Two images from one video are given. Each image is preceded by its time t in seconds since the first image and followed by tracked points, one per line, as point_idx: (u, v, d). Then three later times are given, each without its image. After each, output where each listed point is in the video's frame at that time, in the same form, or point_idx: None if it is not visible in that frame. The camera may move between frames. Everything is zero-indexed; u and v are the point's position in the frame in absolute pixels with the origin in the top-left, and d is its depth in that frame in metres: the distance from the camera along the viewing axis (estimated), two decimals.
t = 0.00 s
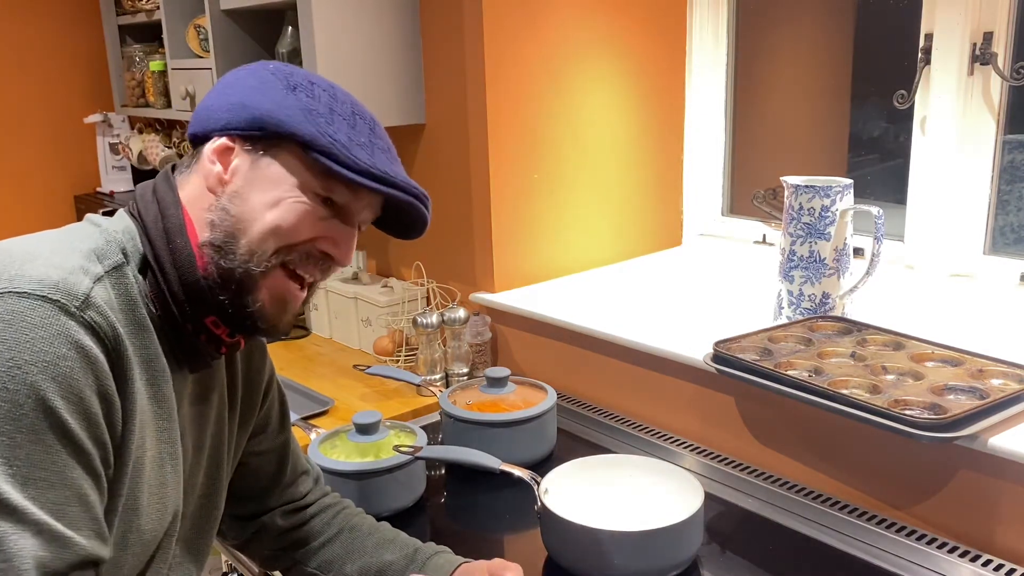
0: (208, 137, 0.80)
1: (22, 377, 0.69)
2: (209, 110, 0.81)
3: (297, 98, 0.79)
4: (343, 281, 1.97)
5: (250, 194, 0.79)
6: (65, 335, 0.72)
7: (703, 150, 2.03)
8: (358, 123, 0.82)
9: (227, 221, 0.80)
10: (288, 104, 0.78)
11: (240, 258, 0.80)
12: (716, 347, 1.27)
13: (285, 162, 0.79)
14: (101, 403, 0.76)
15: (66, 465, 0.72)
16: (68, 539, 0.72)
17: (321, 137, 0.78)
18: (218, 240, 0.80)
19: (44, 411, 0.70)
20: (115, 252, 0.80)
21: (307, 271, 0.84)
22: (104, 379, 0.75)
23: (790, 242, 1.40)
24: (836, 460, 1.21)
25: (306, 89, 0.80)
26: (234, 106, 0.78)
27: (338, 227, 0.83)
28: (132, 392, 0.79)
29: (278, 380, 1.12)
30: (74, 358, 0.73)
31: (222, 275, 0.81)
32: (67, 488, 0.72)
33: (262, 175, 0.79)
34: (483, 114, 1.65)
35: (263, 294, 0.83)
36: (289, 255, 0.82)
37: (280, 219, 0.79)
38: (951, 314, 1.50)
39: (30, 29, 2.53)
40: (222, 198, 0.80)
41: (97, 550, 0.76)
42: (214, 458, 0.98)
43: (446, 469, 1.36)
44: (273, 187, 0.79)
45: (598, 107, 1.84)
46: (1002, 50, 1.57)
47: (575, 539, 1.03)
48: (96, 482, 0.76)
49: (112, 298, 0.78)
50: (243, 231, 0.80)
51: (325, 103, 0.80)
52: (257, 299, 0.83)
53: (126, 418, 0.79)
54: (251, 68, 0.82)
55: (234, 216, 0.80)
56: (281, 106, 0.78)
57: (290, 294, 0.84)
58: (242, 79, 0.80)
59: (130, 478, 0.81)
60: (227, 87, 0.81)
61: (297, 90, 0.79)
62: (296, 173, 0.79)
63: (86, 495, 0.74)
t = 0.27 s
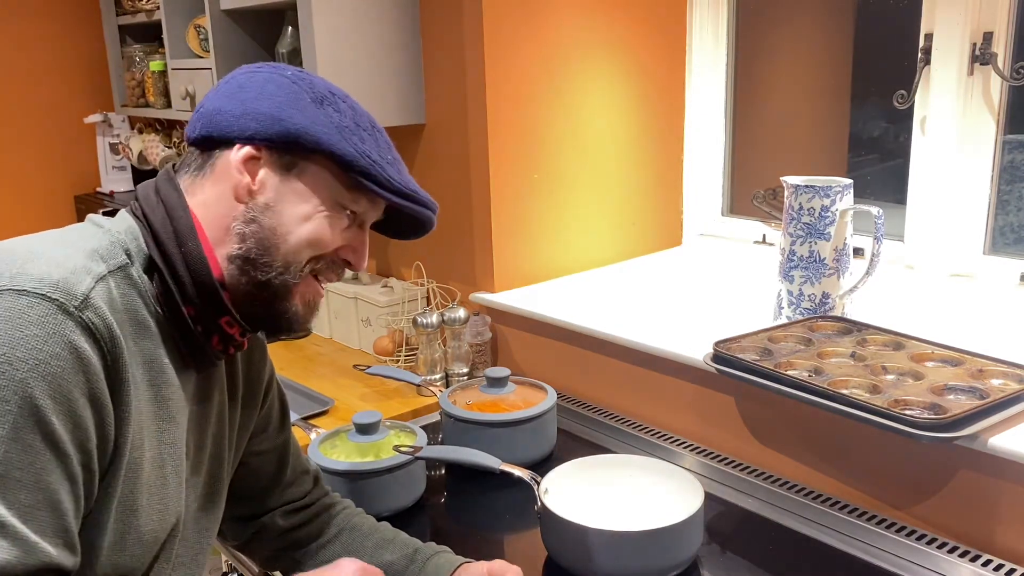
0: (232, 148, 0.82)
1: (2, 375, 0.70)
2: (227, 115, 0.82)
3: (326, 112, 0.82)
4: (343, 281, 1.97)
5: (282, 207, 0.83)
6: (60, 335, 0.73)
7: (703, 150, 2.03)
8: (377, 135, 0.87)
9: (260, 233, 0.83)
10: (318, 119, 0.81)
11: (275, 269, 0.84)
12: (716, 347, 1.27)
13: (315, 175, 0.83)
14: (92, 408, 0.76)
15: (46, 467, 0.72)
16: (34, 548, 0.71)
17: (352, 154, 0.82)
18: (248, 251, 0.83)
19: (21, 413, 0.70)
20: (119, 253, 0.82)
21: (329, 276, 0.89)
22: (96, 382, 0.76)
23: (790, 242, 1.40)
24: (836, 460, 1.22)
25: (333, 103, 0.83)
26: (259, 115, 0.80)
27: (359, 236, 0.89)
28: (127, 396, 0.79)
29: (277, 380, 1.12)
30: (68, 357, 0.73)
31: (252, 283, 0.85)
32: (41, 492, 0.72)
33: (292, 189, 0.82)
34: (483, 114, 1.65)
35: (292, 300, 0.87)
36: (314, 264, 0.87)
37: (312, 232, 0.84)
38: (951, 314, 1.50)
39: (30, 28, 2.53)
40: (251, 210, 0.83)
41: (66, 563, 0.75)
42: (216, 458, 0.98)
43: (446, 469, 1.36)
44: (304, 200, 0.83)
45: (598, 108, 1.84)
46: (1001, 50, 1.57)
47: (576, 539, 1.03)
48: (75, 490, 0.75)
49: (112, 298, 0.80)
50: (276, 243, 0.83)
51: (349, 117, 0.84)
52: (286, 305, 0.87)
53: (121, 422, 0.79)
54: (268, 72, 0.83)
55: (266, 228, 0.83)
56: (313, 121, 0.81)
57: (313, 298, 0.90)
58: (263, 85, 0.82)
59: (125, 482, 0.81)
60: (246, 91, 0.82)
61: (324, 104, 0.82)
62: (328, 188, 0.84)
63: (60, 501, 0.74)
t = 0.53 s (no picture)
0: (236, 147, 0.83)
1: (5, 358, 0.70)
2: (230, 113, 0.82)
3: (330, 111, 0.84)
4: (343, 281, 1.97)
5: (289, 204, 0.84)
6: (62, 318, 0.74)
7: (703, 150, 2.03)
8: (376, 133, 0.89)
9: (268, 230, 0.84)
10: (323, 118, 0.83)
11: (283, 264, 0.86)
12: (716, 347, 1.27)
13: (320, 173, 0.85)
14: (95, 393, 0.76)
15: (50, 450, 0.72)
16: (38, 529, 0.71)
17: (357, 152, 0.84)
18: (256, 247, 0.84)
19: (24, 396, 0.70)
20: (118, 246, 0.82)
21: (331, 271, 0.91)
22: (98, 367, 0.76)
23: (790, 242, 1.40)
24: (835, 460, 1.22)
25: (335, 102, 0.85)
26: (264, 114, 0.81)
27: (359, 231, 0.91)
28: (128, 384, 0.79)
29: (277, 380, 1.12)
30: (71, 340, 0.74)
31: (260, 279, 0.86)
32: (47, 475, 0.72)
33: (298, 186, 0.84)
34: (484, 114, 1.65)
35: (297, 295, 0.89)
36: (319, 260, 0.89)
37: (318, 229, 0.86)
38: (951, 313, 1.50)
39: (30, 28, 2.53)
40: (259, 207, 0.84)
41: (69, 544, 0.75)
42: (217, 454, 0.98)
43: (446, 469, 1.36)
44: (309, 198, 0.85)
45: (598, 108, 1.84)
46: (1001, 50, 1.57)
47: (576, 539, 1.03)
48: (81, 475, 0.75)
49: (112, 286, 0.80)
50: (284, 239, 0.85)
51: (350, 116, 0.86)
52: (292, 300, 0.88)
53: (122, 411, 0.79)
54: (268, 71, 0.84)
55: (274, 225, 0.84)
56: (318, 120, 0.82)
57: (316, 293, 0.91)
58: (266, 85, 0.83)
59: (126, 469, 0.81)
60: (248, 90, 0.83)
61: (328, 103, 0.84)
62: (333, 185, 0.85)
63: (66, 485, 0.74)
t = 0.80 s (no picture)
0: (235, 149, 0.83)
1: (16, 355, 0.70)
2: (229, 114, 0.82)
3: (327, 110, 0.84)
4: (343, 281, 1.97)
5: (290, 203, 0.84)
6: (65, 314, 0.74)
7: (703, 150, 2.03)
8: (370, 130, 0.89)
9: (271, 230, 0.84)
10: (322, 116, 0.83)
11: (286, 264, 0.86)
12: (716, 347, 1.27)
13: (319, 172, 0.85)
14: (97, 387, 0.77)
15: (62, 443, 0.72)
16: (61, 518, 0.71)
17: (356, 149, 0.85)
18: (259, 247, 0.84)
19: (38, 390, 0.71)
20: (115, 244, 0.82)
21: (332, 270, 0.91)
22: (100, 362, 0.76)
23: (790, 242, 1.40)
24: (835, 460, 1.22)
25: (331, 101, 0.85)
26: (263, 113, 0.81)
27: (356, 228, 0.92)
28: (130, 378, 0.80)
29: (275, 378, 1.11)
30: (73, 337, 0.74)
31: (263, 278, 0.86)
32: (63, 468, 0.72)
33: (299, 186, 0.84)
34: (484, 114, 1.65)
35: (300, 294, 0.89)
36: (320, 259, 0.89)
37: (320, 227, 0.86)
38: (951, 313, 1.50)
39: (29, 28, 2.53)
40: (260, 207, 0.84)
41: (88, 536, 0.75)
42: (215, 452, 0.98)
43: (446, 469, 1.36)
44: (310, 197, 0.85)
45: (598, 108, 1.84)
46: (1001, 50, 1.57)
47: (576, 539, 1.03)
48: (89, 467, 0.76)
49: (111, 284, 0.80)
50: (286, 239, 0.85)
51: (346, 113, 0.86)
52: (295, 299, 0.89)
53: (122, 406, 0.80)
54: (264, 71, 0.84)
55: (276, 225, 0.84)
56: (317, 118, 0.82)
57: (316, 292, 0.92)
58: (262, 85, 0.83)
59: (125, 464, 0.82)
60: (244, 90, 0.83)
61: (325, 101, 0.84)
62: (330, 184, 0.86)
63: (79, 477, 0.74)
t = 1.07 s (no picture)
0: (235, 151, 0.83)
1: (29, 348, 0.71)
2: (229, 119, 0.83)
3: (325, 115, 0.86)
4: (343, 281, 1.97)
5: (289, 206, 0.85)
6: (68, 308, 0.74)
7: (703, 150, 2.03)
8: (362, 134, 0.92)
9: (271, 233, 0.85)
10: (319, 121, 0.85)
11: (286, 266, 0.87)
12: (716, 347, 1.27)
13: (315, 176, 0.86)
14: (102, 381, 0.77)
15: (77, 434, 0.73)
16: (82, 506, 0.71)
17: (352, 153, 0.87)
18: (258, 249, 0.85)
19: (55, 381, 0.71)
20: (111, 243, 0.82)
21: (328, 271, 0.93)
22: (105, 355, 0.77)
23: (790, 242, 1.40)
24: (835, 460, 1.22)
25: (328, 106, 0.87)
26: (262, 119, 0.82)
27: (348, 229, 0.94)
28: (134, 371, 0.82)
29: (270, 377, 1.11)
30: (79, 331, 0.74)
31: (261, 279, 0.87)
32: (81, 459, 0.73)
33: (297, 189, 0.85)
34: (484, 113, 1.65)
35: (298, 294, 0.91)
36: (316, 261, 0.90)
37: (318, 229, 0.88)
38: (951, 313, 1.50)
39: (29, 28, 2.53)
40: (260, 210, 0.84)
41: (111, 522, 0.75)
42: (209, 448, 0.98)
43: (445, 469, 1.35)
44: (308, 200, 0.86)
45: (598, 108, 1.84)
46: (1001, 50, 1.57)
47: (575, 538, 1.03)
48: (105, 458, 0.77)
49: (110, 281, 0.80)
50: (286, 242, 0.86)
51: (340, 117, 0.88)
52: (293, 299, 0.90)
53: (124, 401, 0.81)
54: (261, 75, 0.85)
55: (276, 228, 0.85)
56: (315, 123, 0.84)
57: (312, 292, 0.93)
58: (261, 89, 0.84)
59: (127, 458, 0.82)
60: (243, 94, 0.84)
61: (321, 106, 0.86)
62: (327, 186, 0.88)
63: (97, 468, 0.74)
